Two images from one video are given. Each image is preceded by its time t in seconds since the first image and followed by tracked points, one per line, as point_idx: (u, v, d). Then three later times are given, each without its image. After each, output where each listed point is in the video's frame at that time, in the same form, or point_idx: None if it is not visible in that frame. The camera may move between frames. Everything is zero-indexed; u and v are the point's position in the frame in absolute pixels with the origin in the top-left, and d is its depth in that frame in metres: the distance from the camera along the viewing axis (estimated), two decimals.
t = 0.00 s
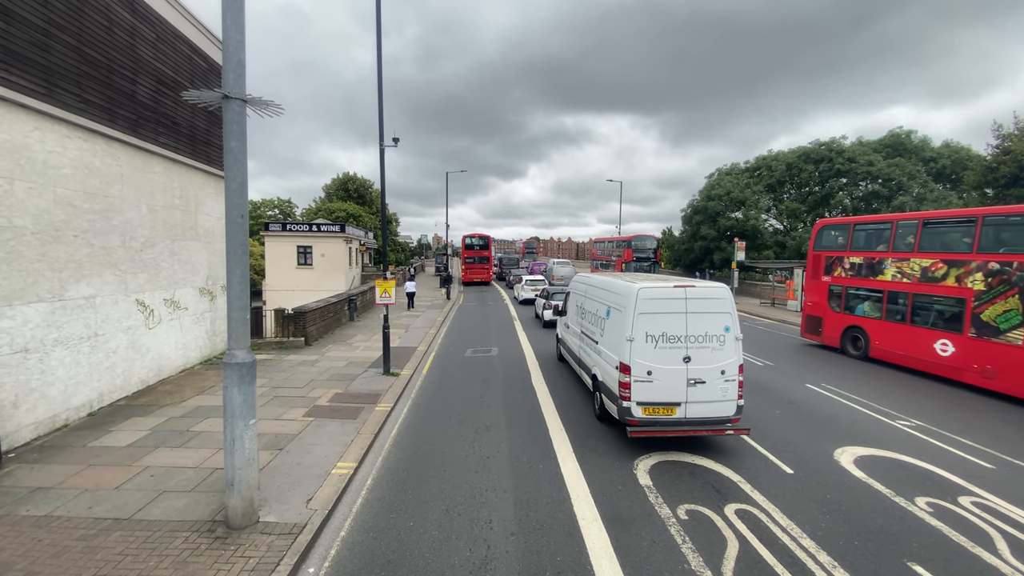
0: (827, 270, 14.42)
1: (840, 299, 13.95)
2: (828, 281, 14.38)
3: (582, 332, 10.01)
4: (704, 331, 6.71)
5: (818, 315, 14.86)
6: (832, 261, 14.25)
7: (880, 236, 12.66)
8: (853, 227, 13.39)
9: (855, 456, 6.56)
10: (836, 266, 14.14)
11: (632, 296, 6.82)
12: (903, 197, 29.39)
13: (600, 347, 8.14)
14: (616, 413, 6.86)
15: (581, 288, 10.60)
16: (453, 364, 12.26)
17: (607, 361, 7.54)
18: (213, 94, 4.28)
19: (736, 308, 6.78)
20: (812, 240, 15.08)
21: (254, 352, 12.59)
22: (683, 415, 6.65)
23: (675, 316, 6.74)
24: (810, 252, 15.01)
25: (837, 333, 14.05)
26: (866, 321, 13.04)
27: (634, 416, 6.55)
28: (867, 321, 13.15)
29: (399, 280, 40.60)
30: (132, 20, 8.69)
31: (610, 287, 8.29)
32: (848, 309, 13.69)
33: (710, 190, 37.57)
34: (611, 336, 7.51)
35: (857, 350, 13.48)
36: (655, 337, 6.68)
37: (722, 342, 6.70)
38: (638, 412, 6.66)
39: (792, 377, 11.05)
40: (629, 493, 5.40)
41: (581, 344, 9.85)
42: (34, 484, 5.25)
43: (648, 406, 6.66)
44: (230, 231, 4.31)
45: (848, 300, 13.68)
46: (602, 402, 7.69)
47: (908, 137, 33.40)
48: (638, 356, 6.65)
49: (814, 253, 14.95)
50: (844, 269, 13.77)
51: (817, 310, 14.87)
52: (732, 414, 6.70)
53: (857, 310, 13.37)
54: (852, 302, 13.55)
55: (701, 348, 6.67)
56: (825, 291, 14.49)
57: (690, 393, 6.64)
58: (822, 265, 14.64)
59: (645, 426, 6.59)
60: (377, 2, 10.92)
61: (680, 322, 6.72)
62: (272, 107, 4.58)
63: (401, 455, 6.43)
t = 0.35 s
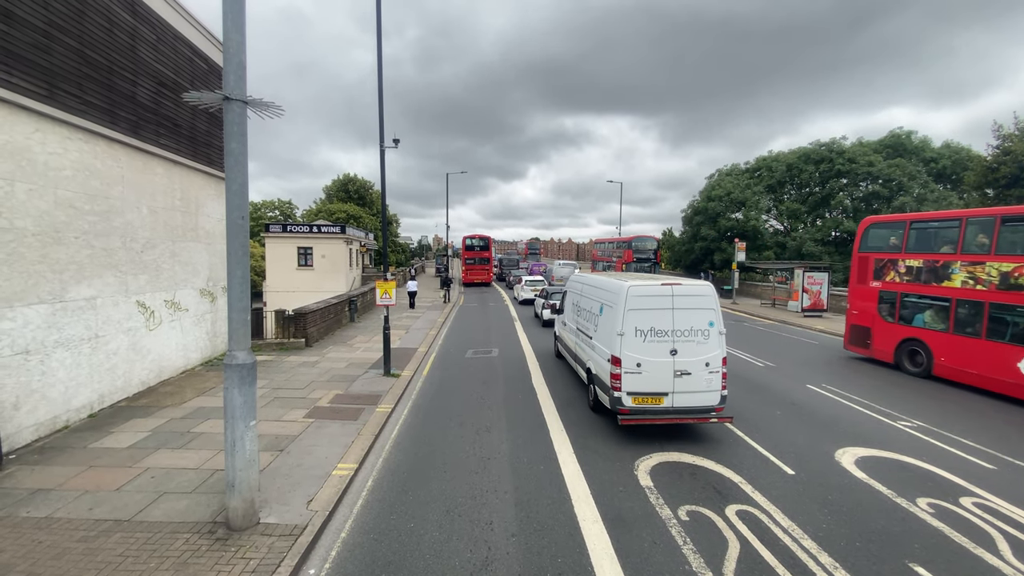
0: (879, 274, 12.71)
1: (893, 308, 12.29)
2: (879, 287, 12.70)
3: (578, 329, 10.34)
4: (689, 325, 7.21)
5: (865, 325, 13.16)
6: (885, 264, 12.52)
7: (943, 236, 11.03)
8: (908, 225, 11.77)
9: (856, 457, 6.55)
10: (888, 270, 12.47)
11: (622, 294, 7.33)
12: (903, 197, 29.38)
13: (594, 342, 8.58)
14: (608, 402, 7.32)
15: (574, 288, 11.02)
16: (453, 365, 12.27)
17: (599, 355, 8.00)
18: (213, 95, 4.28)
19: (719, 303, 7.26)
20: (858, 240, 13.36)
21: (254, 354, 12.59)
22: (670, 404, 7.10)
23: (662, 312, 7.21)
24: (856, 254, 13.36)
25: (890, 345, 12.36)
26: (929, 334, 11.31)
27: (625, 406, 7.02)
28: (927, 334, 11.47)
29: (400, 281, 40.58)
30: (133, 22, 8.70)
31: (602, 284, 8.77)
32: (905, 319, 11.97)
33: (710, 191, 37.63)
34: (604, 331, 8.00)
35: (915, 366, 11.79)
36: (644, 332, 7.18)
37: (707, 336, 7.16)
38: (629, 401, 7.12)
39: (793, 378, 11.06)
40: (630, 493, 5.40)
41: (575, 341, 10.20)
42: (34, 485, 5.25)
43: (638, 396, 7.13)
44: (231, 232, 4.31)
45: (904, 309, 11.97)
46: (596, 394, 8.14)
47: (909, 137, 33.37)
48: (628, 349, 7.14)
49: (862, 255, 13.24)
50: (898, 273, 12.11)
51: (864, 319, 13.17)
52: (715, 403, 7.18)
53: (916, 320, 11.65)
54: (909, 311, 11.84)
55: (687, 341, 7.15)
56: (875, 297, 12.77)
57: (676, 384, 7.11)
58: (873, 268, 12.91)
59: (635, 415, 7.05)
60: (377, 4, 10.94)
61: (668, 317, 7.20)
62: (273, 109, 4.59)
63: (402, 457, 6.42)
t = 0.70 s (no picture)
0: (947, 279, 10.78)
1: (964, 318, 10.40)
2: (947, 293, 10.77)
3: (572, 323, 10.71)
4: (676, 320, 7.62)
5: (928, 337, 11.23)
6: (957, 268, 10.57)
7: None
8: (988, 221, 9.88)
9: (856, 457, 6.56)
10: (958, 274, 10.55)
11: (613, 291, 7.76)
12: (903, 197, 29.40)
13: (587, 337, 8.97)
14: (599, 393, 7.72)
15: (569, 287, 11.42)
16: (453, 365, 12.28)
17: (592, 349, 8.43)
18: (212, 96, 4.28)
19: (705, 299, 7.66)
20: (918, 239, 11.44)
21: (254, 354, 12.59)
22: (658, 394, 7.51)
23: (651, 308, 7.62)
24: (916, 255, 11.42)
25: (961, 363, 10.49)
26: (1015, 350, 9.43)
27: (615, 396, 7.42)
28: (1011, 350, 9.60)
29: (400, 282, 40.58)
30: (133, 22, 8.70)
31: (595, 282, 9.20)
32: (981, 333, 10.11)
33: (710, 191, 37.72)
34: (596, 327, 8.43)
35: (994, 388, 9.90)
36: (634, 327, 7.58)
37: (693, 330, 7.56)
38: (619, 392, 7.53)
39: (792, 378, 11.07)
40: (630, 493, 5.40)
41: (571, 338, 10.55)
42: (34, 485, 5.25)
43: (627, 386, 7.54)
44: (230, 233, 4.30)
45: (980, 322, 10.08)
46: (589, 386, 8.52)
47: (908, 138, 33.40)
48: (619, 343, 7.55)
49: (923, 256, 11.31)
50: (973, 278, 10.21)
51: (927, 331, 11.24)
52: (700, 393, 7.60)
53: (997, 334, 9.76)
54: (986, 324, 9.96)
55: (674, 335, 7.56)
56: (942, 305, 10.85)
57: (664, 375, 7.52)
58: (939, 272, 10.98)
59: (625, 404, 7.47)
60: (377, 5, 10.95)
61: (656, 313, 7.62)
62: (272, 109, 4.59)
63: (402, 457, 6.42)
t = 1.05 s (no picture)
0: None
1: None
2: None
3: (567, 320, 11.22)
4: (664, 316, 8.22)
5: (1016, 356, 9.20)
6: None
7: None
8: None
9: (855, 456, 6.58)
10: None
11: (605, 289, 8.36)
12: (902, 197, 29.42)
13: (581, 332, 9.49)
14: (592, 384, 8.26)
15: (564, 286, 11.96)
16: (453, 365, 12.28)
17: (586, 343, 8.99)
18: (211, 95, 4.28)
19: (690, 296, 8.24)
20: (1002, 238, 9.45)
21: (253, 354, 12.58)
22: (647, 385, 8.05)
23: (640, 304, 8.19)
24: (1001, 256, 9.40)
25: None
26: None
27: (607, 386, 7.95)
28: None
29: (399, 282, 40.55)
30: (132, 21, 8.69)
31: (588, 281, 9.79)
32: None
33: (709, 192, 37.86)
34: (589, 322, 9.01)
35: None
36: (624, 321, 8.16)
37: (680, 324, 8.15)
38: (610, 383, 8.07)
39: (792, 377, 11.09)
40: (629, 493, 5.41)
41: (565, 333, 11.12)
42: (33, 485, 5.24)
43: (617, 376, 8.10)
44: (229, 232, 4.30)
45: None
46: (584, 378, 9.02)
47: (907, 137, 33.45)
48: (609, 336, 8.14)
49: (1009, 258, 9.29)
50: None
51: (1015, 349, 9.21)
52: (686, 384, 8.17)
53: None
54: None
55: (662, 329, 8.14)
56: None
57: (653, 367, 8.07)
58: None
59: (616, 394, 8.02)
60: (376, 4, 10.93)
61: (645, 309, 8.22)
62: (272, 109, 4.59)
63: (401, 457, 6.42)
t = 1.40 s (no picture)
0: None
1: None
2: None
3: (562, 316, 11.72)
4: (652, 311, 8.73)
5: None
6: None
7: None
8: None
9: (854, 456, 6.59)
10: None
11: (597, 286, 8.87)
12: (901, 197, 29.46)
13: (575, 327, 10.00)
14: (585, 376, 8.74)
15: (559, 284, 12.42)
16: (453, 364, 12.28)
17: (580, 338, 9.50)
18: (211, 95, 4.28)
19: (677, 293, 8.74)
20: None
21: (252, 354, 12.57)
22: (637, 376, 8.55)
23: (630, 300, 8.70)
24: None
25: None
26: None
27: (599, 377, 8.46)
28: None
29: (399, 281, 40.54)
30: (131, 21, 8.69)
31: (582, 279, 10.31)
32: None
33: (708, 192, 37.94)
34: (583, 317, 9.52)
35: None
36: (615, 316, 8.67)
37: (668, 319, 8.65)
38: (602, 374, 8.57)
39: (791, 377, 11.10)
40: (629, 492, 5.41)
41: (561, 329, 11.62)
42: (32, 485, 5.24)
43: (609, 368, 8.59)
44: (228, 232, 4.29)
45: None
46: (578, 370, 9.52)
47: (906, 137, 33.48)
48: (601, 330, 8.66)
49: None
50: None
51: None
52: (673, 375, 8.65)
53: None
54: None
55: (651, 324, 8.64)
56: None
57: (642, 359, 8.57)
58: None
59: (607, 384, 8.51)
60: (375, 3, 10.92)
61: (635, 304, 8.73)
62: (271, 108, 4.59)
63: (400, 456, 6.42)
